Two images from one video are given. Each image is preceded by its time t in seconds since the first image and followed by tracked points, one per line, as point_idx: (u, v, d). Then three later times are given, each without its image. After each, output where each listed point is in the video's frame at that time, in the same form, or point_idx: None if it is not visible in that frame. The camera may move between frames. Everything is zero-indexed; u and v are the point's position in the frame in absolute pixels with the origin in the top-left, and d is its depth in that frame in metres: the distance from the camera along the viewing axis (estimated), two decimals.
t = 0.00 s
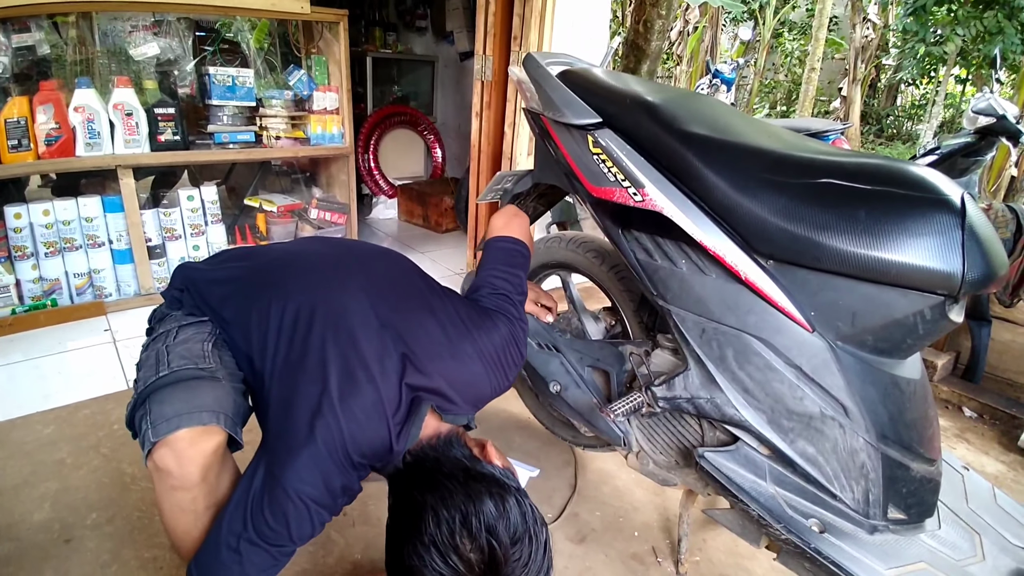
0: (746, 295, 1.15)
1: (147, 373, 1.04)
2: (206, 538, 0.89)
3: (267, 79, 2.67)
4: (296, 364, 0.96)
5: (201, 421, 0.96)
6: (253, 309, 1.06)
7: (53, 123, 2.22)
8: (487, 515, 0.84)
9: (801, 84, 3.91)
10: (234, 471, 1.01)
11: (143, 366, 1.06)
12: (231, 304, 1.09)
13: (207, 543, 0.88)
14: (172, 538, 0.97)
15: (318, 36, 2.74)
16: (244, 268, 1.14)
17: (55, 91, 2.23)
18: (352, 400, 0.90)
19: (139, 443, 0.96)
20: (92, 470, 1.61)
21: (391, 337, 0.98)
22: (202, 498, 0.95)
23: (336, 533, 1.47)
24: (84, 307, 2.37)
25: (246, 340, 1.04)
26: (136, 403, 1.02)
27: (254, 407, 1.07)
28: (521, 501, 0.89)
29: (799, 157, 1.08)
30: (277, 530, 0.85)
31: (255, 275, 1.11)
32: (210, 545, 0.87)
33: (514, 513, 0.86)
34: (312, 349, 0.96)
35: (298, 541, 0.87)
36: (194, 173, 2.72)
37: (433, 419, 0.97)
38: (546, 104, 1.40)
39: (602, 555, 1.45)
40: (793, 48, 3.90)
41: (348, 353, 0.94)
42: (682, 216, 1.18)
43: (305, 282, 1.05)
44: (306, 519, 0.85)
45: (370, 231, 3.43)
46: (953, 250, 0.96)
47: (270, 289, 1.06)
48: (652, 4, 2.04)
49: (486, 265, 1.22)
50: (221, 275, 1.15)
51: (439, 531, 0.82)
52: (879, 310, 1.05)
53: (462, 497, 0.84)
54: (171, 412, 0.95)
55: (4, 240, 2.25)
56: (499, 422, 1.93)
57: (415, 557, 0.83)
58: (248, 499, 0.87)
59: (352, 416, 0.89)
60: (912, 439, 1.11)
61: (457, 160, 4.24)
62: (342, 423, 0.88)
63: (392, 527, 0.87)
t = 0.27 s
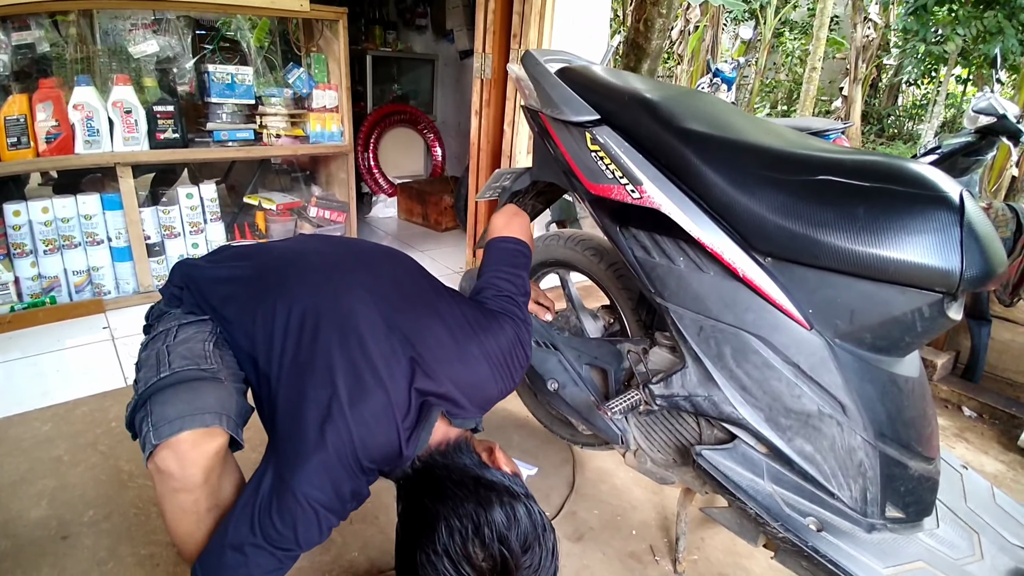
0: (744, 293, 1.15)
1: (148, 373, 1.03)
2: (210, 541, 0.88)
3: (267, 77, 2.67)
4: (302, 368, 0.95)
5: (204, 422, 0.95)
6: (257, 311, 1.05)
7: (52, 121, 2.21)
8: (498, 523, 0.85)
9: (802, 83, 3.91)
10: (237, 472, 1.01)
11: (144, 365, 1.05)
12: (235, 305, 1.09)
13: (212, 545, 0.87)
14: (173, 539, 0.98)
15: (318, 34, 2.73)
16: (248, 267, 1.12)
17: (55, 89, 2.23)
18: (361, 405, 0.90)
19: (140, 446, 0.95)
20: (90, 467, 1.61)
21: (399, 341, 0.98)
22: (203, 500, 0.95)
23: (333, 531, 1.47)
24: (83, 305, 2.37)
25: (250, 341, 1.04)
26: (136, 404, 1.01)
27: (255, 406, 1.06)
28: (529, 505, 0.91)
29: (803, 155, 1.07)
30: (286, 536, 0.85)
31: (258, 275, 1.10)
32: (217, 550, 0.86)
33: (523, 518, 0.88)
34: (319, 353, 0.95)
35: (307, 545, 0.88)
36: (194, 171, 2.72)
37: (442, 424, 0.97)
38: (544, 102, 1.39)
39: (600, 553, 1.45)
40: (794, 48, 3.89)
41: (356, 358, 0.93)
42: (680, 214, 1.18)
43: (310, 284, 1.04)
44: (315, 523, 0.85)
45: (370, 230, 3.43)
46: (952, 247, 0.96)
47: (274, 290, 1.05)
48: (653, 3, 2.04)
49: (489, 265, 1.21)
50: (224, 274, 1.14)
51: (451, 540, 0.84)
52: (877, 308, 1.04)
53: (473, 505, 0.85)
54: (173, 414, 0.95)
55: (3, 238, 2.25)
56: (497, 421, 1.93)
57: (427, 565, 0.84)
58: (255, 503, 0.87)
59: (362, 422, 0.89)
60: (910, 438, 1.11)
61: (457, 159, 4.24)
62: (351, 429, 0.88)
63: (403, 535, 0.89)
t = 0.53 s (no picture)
0: (741, 285, 1.15)
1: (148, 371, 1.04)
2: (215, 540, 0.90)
3: (266, 69, 2.67)
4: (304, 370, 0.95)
5: (199, 420, 0.98)
6: (258, 311, 1.05)
7: (49, 112, 2.20)
8: (498, 524, 0.86)
9: (803, 74, 3.90)
10: (237, 471, 1.05)
11: (143, 363, 1.06)
12: (235, 303, 1.09)
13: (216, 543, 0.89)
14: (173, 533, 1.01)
15: (317, 25, 2.72)
16: (247, 266, 1.12)
17: (51, 80, 2.21)
18: (362, 408, 0.90)
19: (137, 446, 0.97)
20: (91, 458, 1.62)
21: (400, 342, 0.98)
22: (202, 496, 0.98)
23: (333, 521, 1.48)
24: (83, 298, 2.37)
25: (250, 340, 1.04)
26: (131, 404, 1.02)
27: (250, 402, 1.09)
28: (529, 507, 0.92)
29: (802, 151, 1.07)
30: (289, 536, 0.86)
31: (259, 274, 1.10)
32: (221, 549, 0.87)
33: (523, 519, 0.89)
34: (320, 355, 0.95)
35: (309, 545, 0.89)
36: (192, 163, 2.71)
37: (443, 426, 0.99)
38: (543, 94, 1.39)
39: (598, 543, 1.46)
40: (795, 38, 3.88)
41: (357, 360, 0.93)
42: (678, 206, 1.18)
43: (311, 285, 1.03)
44: (317, 523, 0.86)
45: (369, 222, 3.43)
46: (948, 241, 0.96)
47: (275, 290, 1.05)
48: None
49: (488, 264, 1.21)
50: (223, 271, 1.14)
51: (452, 542, 0.84)
52: (873, 301, 1.05)
53: (473, 506, 0.86)
54: (167, 413, 0.97)
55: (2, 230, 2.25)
56: (496, 412, 1.94)
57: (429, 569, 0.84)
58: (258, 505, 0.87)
59: (364, 425, 0.89)
60: (906, 430, 1.11)
61: (456, 151, 4.24)
62: (353, 431, 0.88)
63: (404, 541, 0.89)
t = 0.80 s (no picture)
0: (740, 275, 1.16)
1: (164, 355, 1.06)
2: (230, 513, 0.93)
3: (264, 45, 2.61)
4: (315, 353, 0.96)
5: (220, 401, 1.00)
6: (268, 293, 1.06)
7: (41, 84, 2.16)
8: (509, 500, 0.88)
9: (806, 58, 3.87)
10: (251, 451, 1.13)
11: (159, 347, 1.08)
12: (246, 286, 1.10)
13: (232, 518, 0.92)
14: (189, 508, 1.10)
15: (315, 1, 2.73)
16: (257, 249, 1.13)
17: (41, 51, 2.16)
18: (373, 389, 0.91)
19: (157, 424, 1.00)
20: (94, 435, 1.64)
21: (409, 323, 0.99)
22: (218, 476, 1.05)
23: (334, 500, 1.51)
24: (81, 276, 2.37)
25: (261, 322, 1.05)
26: (151, 383, 1.05)
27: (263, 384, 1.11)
28: (539, 482, 0.94)
29: (806, 142, 1.08)
30: (306, 514, 0.88)
31: (269, 258, 1.11)
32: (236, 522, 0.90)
33: (533, 495, 0.91)
34: (331, 337, 0.96)
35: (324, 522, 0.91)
36: (190, 140, 2.69)
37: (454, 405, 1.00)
38: (546, 80, 1.39)
39: (593, 524, 1.50)
40: (799, 21, 3.84)
41: (368, 342, 0.94)
42: (679, 195, 1.19)
43: (321, 268, 1.04)
44: (332, 501, 0.88)
45: (367, 202, 3.42)
46: (946, 235, 0.98)
47: (285, 273, 1.06)
48: None
49: (485, 243, 1.21)
50: (233, 255, 1.15)
51: (463, 518, 0.87)
52: (869, 293, 1.07)
53: (483, 484, 0.89)
54: (189, 394, 0.99)
55: None
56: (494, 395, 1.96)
57: (442, 542, 0.88)
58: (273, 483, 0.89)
59: (375, 406, 0.91)
60: (896, 419, 1.14)
61: (456, 131, 4.22)
62: (365, 413, 0.90)
63: (418, 514, 0.92)
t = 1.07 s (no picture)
0: (741, 274, 1.17)
1: (170, 358, 1.06)
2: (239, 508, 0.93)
3: (261, 40, 2.60)
4: (316, 346, 0.96)
5: (228, 398, 1.00)
6: (268, 290, 1.05)
7: (38, 81, 2.15)
8: (520, 475, 0.89)
9: (803, 54, 3.87)
10: (256, 450, 1.12)
11: (165, 351, 1.08)
12: (245, 284, 1.09)
13: (241, 513, 0.92)
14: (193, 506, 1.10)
15: None
16: (255, 248, 1.13)
17: (38, 48, 2.15)
18: (375, 379, 0.90)
19: (164, 423, 1.00)
20: (93, 433, 1.63)
21: (409, 311, 0.98)
22: (226, 474, 1.04)
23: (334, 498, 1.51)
24: (78, 273, 2.36)
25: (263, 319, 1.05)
26: (159, 384, 1.05)
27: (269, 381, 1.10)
28: (551, 449, 0.94)
29: (805, 140, 1.08)
30: (315, 506, 0.87)
31: (267, 256, 1.11)
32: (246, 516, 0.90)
33: (546, 463, 0.91)
34: (331, 330, 0.95)
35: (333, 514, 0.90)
36: (186, 137, 2.68)
37: (458, 387, 1.00)
38: (546, 77, 1.39)
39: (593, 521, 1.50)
40: (797, 17, 3.84)
41: (368, 333, 0.94)
42: (680, 194, 1.19)
43: (319, 263, 1.04)
44: (340, 492, 0.87)
45: (365, 199, 3.41)
46: (946, 234, 0.98)
47: (283, 270, 1.06)
48: None
49: (470, 228, 1.22)
50: (232, 257, 1.14)
51: (479, 502, 0.88)
52: (870, 292, 1.07)
53: (491, 464, 0.89)
54: (197, 392, 0.99)
55: None
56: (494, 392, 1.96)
57: (465, 528, 0.89)
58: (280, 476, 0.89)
59: (378, 395, 0.90)
60: (896, 417, 1.15)
61: (453, 127, 4.21)
62: (369, 404, 0.89)
63: (438, 505, 0.93)
